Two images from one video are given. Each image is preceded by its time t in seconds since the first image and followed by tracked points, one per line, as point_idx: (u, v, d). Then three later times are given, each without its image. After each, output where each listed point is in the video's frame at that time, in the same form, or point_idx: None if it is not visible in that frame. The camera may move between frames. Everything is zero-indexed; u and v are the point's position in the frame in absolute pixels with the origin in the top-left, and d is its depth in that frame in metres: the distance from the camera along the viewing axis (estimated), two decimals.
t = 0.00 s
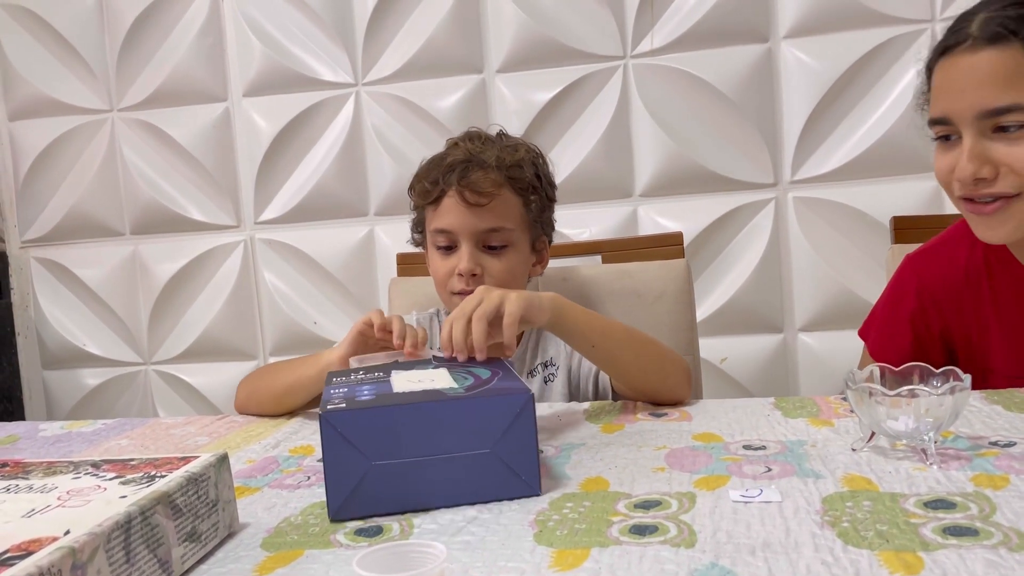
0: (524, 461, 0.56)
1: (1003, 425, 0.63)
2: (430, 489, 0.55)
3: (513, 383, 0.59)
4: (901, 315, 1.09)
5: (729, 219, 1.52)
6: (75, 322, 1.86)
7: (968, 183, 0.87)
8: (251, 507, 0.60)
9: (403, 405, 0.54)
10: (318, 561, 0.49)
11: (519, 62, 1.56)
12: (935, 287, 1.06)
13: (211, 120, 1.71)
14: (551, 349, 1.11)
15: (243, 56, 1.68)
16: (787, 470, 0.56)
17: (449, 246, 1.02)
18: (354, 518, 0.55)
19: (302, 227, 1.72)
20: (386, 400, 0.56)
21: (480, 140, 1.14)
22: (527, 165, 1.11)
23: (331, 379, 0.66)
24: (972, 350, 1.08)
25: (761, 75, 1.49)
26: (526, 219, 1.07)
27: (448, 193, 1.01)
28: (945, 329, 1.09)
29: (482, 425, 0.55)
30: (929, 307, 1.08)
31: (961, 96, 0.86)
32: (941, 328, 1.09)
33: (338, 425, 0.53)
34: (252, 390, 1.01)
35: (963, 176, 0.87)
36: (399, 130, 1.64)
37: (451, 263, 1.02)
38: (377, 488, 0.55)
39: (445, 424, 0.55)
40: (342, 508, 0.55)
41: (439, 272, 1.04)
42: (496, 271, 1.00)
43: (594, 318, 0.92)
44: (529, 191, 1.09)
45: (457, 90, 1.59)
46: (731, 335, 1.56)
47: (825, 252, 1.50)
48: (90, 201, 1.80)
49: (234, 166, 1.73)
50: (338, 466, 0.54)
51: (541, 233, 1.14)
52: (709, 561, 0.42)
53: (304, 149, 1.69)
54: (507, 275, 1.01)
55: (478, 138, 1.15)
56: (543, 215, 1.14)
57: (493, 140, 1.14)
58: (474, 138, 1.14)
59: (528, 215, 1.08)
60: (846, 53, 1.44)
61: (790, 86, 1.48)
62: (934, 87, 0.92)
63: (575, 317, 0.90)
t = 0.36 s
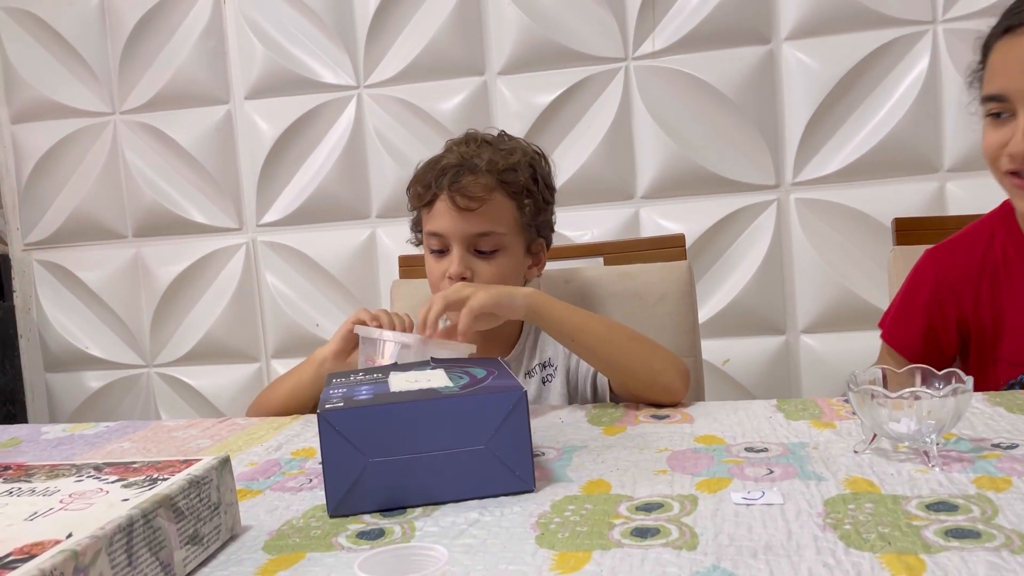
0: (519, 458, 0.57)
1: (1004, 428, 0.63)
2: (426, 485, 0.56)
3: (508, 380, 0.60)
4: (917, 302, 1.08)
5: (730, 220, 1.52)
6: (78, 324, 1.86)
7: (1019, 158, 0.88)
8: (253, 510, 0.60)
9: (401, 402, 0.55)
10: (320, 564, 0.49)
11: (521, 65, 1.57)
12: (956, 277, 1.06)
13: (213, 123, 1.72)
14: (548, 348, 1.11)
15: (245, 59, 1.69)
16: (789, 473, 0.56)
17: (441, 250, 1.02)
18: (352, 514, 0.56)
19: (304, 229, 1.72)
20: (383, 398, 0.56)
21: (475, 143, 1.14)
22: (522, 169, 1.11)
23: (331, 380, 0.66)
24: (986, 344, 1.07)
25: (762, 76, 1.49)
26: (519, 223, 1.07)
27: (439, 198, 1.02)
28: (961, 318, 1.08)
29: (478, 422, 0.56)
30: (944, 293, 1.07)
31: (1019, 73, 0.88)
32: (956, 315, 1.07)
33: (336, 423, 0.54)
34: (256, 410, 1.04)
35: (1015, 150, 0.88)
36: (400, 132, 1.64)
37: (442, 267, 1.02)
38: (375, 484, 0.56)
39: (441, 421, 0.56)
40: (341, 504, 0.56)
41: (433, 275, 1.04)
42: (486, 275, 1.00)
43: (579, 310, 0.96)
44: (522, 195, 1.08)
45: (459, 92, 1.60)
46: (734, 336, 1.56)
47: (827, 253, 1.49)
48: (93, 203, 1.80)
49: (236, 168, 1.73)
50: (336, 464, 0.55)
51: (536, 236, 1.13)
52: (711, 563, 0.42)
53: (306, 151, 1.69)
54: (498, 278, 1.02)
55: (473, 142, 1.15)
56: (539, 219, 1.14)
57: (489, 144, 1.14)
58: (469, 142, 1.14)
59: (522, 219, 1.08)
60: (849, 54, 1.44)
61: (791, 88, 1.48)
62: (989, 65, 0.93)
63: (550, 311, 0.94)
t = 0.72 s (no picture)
0: (521, 460, 0.57)
1: (1007, 429, 0.63)
2: (429, 487, 0.56)
3: (510, 382, 0.60)
4: (967, 261, 1.06)
5: (733, 222, 1.52)
6: (82, 326, 1.87)
7: None
8: (256, 512, 0.61)
9: (403, 405, 0.55)
10: (323, 565, 0.49)
11: (524, 66, 1.57)
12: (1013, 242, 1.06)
13: (217, 125, 1.72)
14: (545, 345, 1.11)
15: (248, 62, 1.69)
16: (792, 474, 0.56)
17: (435, 259, 1.03)
18: (356, 516, 0.56)
19: (307, 231, 1.72)
20: (385, 401, 0.56)
21: (464, 148, 1.13)
22: (512, 172, 1.11)
23: (334, 382, 0.66)
24: None
25: (764, 78, 1.49)
26: (511, 228, 1.07)
27: (428, 209, 1.02)
28: (1002, 297, 1.07)
29: (480, 424, 0.56)
30: (993, 262, 1.06)
31: None
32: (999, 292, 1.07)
33: (339, 426, 0.54)
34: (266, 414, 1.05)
35: None
36: (404, 134, 1.64)
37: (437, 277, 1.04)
38: (378, 487, 0.56)
39: (443, 423, 0.56)
40: (344, 506, 0.56)
41: (429, 284, 1.06)
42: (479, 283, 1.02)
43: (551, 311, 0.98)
44: (513, 200, 1.08)
45: (462, 94, 1.60)
46: (737, 338, 1.56)
47: (829, 254, 1.49)
48: (97, 206, 1.81)
49: (239, 171, 1.74)
50: (339, 467, 0.55)
51: (530, 238, 1.14)
52: (713, 565, 0.42)
53: (309, 153, 1.70)
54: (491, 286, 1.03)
55: (462, 146, 1.14)
56: (532, 220, 1.14)
57: (477, 147, 1.14)
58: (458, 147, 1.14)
59: (514, 223, 1.08)
60: (851, 55, 1.44)
61: (794, 89, 1.48)
62: None
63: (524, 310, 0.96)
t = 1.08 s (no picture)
0: (525, 461, 0.57)
1: (1014, 430, 0.63)
2: (433, 488, 0.56)
3: (514, 383, 0.60)
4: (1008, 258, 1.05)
5: (737, 223, 1.52)
6: (86, 327, 1.87)
7: None
8: (260, 512, 0.61)
9: (406, 405, 0.55)
10: (327, 566, 0.49)
11: (528, 67, 1.57)
12: None
13: (220, 127, 1.73)
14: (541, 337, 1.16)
15: (252, 63, 1.69)
16: (796, 475, 0.56)
17: (446, 249, 1.04)
18: (359, 517, 0.56)
19: (310, 232, 1.72)
20: (389, 401, 0.56)
21: (474, 143, 1.14)
22: (521, 167, 1.11)
23: (338, 382, 0.66)
24: None
25: (768, 78, 1.48)
26: (522, 220, 1.07)
27: (442, 198, 1.03)
28: None
29: (483, 425, 0.56)
30: None
31: None
32: None
33: (342, 426, 0.54)
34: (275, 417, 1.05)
35: None
36: (407, 135, 1.64)
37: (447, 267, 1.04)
38: (382, 487, 0.56)
39: (446, 424, 0.56)
40: (348, 507, 0.56)
41: (437, 275, 1.05)
42: (491, 272, 1.02)
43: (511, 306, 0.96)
44: (524, 193, 1.09)
45: (466, 95, 1.60)
46: (740, 339, 1.56)
47: (833, 255, 1.49)
48: (101, 207, 1.82)
49: (243, 172, 1.74)
50: (342, 467, 0.55)
51: (538, 233, 1.14)
52: (717, 566, 0.42)
53: (312, 154, 1.70)
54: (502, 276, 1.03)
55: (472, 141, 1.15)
56: (540, 216, 1.14)
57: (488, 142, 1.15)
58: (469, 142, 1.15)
59: (524, 217, 1.08)
60: (855, 55, 1.44)
61: (798, 90, 1.48)
62: None
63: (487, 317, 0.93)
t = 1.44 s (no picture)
0: (529, 461, 0.57)
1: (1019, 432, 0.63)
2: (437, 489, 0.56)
3: (518, 384, 0.60)
4: None
5: (741, 224, 1.52)
6: (91, 327, 1.88)
7: None
8: (264, 512, 0.61)
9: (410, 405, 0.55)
10: (331, 566, 0.49)
11: (532, 69, 1.57)
12: None
13: (225, 128, 1.73)
14: (551, 340, 1.12)
15: (257, 64, 1.70)
16: (800, 476, 0.55)
17: (449, 241, 1.03)
18: (363, 517, 0.56)
19: (314, 233, 1.73)
20: (393, 401, 0.57)
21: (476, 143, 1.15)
22: (523, 165, 1.12)
23: (342, 383, 0.66)
24: None
25: (772, 79, 1.48)
26: (525, 216, 1.07)
27: (446, 190, 1.03)
28: None
29: (487, 425, 0.56)
30: None
31: None
32: None
33: (347, 426, 0.54)
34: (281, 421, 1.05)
35: None
36: (411, 136, 1.64)
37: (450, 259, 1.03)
38: (386, 487, 0.56)
39: (450, 424, 0.56)
40: (352, 507, 0.56)
41: (439, 268, 1.04)
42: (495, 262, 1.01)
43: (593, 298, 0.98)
44: (525, 189, 1.09)
45: (470, 96, 1.60)
46: (744, 340, 1.55)
47: (838, 256, 1.49)
48: (106, 208, 1.82)
49: (247, 173, 1.75)
50: (346, 468, 0.55)
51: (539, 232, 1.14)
52: (721, 567, 0.42)
53: (317, 155, 1.70)
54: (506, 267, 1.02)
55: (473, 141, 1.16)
56: (540, 215, 1.15)
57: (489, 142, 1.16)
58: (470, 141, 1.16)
59: (526, 212, 1.08)
60: (860, 56, 1.44)
61: (802, 90, 1.48)
62: None
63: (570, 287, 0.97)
